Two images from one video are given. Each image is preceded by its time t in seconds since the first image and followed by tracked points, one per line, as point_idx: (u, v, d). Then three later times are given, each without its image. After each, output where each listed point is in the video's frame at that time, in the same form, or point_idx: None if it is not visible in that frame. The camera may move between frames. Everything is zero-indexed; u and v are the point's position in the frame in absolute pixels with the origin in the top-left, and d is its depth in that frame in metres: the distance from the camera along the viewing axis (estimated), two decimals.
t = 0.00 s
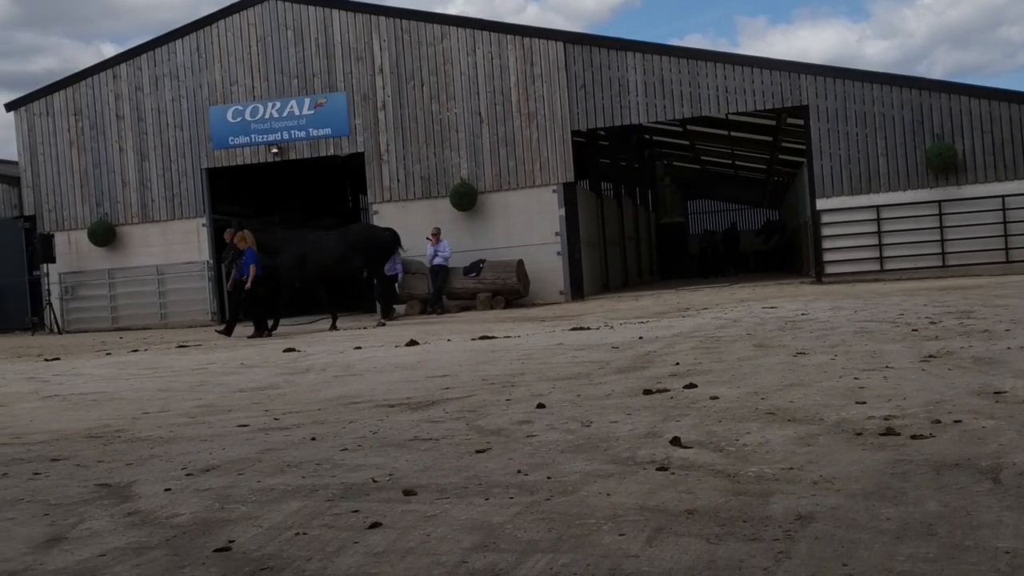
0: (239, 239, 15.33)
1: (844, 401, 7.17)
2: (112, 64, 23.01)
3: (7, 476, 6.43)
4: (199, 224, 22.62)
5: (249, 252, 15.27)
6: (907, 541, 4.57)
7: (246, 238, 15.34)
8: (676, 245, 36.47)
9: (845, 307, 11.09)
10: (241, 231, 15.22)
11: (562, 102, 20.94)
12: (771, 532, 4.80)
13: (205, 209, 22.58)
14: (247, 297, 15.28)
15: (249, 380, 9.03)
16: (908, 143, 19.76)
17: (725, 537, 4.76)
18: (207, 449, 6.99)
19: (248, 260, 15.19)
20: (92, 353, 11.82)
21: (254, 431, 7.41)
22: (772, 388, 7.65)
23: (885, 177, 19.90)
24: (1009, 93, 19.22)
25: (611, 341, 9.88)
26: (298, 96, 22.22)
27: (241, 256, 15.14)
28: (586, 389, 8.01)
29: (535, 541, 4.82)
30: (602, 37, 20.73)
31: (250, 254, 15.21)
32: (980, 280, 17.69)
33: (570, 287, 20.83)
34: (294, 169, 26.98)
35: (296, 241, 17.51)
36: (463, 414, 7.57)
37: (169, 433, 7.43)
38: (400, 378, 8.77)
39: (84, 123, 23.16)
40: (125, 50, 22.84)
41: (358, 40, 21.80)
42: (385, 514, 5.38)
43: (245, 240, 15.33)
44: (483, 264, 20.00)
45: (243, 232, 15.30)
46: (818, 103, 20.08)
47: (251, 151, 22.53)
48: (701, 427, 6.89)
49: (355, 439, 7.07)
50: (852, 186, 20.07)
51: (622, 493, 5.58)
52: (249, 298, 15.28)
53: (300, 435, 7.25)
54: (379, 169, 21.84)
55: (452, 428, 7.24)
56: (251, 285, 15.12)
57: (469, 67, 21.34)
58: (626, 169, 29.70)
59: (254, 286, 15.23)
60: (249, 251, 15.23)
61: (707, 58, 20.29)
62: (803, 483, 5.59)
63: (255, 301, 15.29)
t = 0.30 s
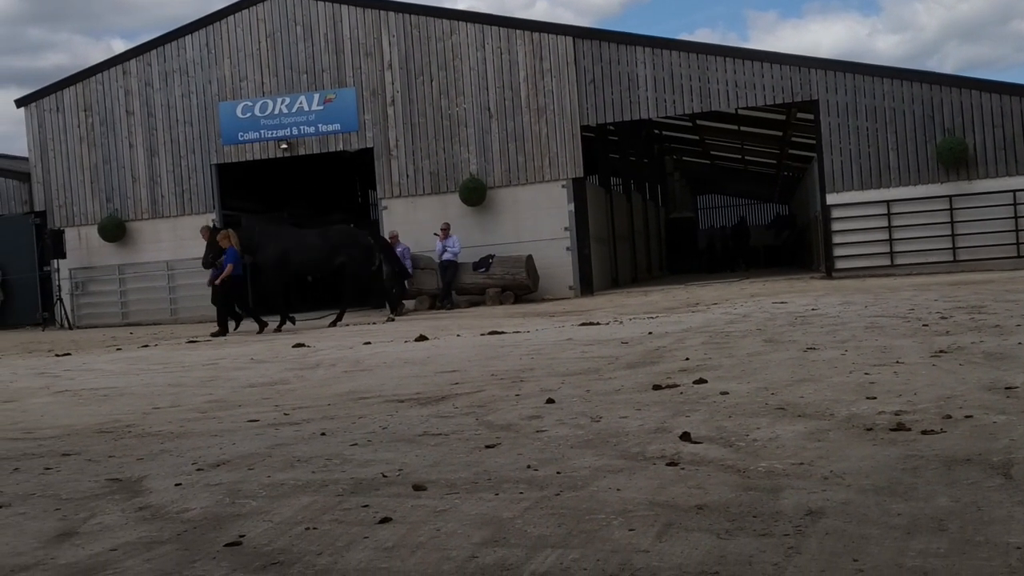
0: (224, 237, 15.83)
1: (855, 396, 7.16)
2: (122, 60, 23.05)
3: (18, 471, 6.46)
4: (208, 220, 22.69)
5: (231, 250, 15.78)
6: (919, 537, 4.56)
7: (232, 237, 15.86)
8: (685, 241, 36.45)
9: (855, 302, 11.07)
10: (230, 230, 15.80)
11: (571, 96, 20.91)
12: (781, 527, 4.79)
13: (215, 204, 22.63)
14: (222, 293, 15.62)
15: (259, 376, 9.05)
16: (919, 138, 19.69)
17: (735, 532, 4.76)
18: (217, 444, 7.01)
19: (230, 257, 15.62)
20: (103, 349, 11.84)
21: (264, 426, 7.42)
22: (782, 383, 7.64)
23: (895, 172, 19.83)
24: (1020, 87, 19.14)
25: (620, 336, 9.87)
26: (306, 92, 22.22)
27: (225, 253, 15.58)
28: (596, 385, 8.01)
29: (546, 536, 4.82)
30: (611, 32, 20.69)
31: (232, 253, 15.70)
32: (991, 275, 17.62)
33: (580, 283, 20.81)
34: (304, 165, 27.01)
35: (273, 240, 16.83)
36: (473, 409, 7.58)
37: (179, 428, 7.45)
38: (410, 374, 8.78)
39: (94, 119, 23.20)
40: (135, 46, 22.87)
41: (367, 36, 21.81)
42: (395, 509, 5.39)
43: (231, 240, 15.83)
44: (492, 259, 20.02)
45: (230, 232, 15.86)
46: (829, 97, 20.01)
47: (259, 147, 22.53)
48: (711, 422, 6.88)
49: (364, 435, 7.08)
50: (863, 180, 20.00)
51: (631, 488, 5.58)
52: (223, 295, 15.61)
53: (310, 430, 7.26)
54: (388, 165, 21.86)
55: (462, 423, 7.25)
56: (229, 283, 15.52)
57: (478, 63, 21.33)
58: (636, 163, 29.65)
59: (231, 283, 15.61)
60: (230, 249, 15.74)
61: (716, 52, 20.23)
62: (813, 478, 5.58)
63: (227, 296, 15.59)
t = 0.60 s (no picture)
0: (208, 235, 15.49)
1: (868, 392, 7.14)
2: (133, 57, 23.09)
3: (32, 468, 6.48)
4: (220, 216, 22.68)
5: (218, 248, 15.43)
6: (933, 533, 4.55)
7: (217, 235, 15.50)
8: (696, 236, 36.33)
9: (868, 298, 11.03)
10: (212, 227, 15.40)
11: (582, 92, 20.87)
12: (794, 523, 4.79)
13: (226, 200, 22.63)
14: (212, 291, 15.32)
15: (271, 372, 9.07)
16: (930, 132, 19.62)
17: (747, 529, 4.75)
18: (230, 441, 7.02)
19: (217, 254, 15.35)
20: (115, 346, 11.85)
21: (276, 423, 7.43)
22: (794, 379, 7.63)
23: (907, 166, 19.77)
24: None
25: (632, 333, 9.86)
26: (317, 89, 22.22)
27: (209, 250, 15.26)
28: (608, 381, 8.01)
29: (558, 532, 4.82)
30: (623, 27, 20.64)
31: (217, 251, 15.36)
32: (1004, 270, 17.56)
33: (591, 279, 20.81)
34: (314, 161, 26.99)
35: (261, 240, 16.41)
36: (484, 406, 7.58)
37: (192, 425, 7.46)
38: (421, 370, 8.78)
39: (105, 116, 23.24)
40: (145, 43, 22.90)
41: (378, 32, 21.80)
42: (408, 505, 5.39)
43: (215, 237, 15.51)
44: (503, 256, 19.95)
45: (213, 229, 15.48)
46: (841, 92, 19.95)
47: (270, 143, 22.53)
48: (723, 418, 6.88)
49: (376, 431, 7.09)
50: (874, 176, 19.96)
51: (644, 484, 5.57)
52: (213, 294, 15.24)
53: (322, 426, 7.27)
54: (399, 161, 21.85)
55: (473, 420, 7.25)
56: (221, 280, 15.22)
57: (489, 58, 21.30)
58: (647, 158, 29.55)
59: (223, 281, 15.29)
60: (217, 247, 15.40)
61: (728, 48, 20.17)
62: (826, 475, 5.57)
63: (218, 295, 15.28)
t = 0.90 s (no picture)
0: (192, 228, 14.95)
1: (877, 381, 7.15)
2: (141, 49, 23.10)
3: (43, 458, 6.50)
4: (229, 206, 22.64)
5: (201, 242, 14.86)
6: (941, 523, 4.55)
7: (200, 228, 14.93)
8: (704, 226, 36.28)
9: (877, 287, 11.03)
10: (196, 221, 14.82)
11: (591, 82, 20.88)
12: (804, 513, 4.80)
13: (235, 190, 22.61)
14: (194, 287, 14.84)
15: (281, 363, 9.09)
16: (939, 122, 19.60)
17: (756, 518, 4.76)
18: (240, 431, 7.03)
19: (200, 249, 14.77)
20: (124, 337, 11.88)
21: (286, 413, 7.45)
22: (803, 369, 7.63)
23: (915, 157, 19.75)
24: None
25: (641, 323, 9.86)
26: (326, 79, 22.21)
27: (193, 245, 14.68)
28: (617, 371, 8.02)
29: (567, 522, 4.83)
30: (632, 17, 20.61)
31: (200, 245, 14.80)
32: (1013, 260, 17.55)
33: (600, 269, 20.81)
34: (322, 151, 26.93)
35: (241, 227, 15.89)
36: (493, 396, 7.59)
37: (201, 415, 7.48)
38: (431, 360, 8.79)
39: (114, 107, 23.28)
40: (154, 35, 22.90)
41: (386, 22, 21.80)
42: (417, 495, 5.40)
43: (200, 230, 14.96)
44: (514, 245, 20.03)
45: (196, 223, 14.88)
46: (850, 82, 19.93)
47: (280, 134, 22.53)
48: (733, 408, 6.88)
49: (385, 421, 7.10)
50: (882, 166, 19.95)
51: (654, 474, 5.58)
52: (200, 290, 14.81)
53: (331, 417, 7.28)
54: (408, 152, 21.86)
55: (483, 410, 7.25)
56: (206, 276, 14.67)
57: (498, 48, 21.29)
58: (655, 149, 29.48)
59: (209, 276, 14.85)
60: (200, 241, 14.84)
61: (738, 37, 20.14)
62: (836, 464, 5.58)
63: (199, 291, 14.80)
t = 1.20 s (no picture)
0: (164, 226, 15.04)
1: (880, 376, 7.13)
2: (143, 46, 23.13)
3: (45, 453, 6.51)
4: (229, 203, 22.69)
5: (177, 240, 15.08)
6: (945, 517, 4.53)
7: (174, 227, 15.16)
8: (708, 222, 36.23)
9: (879, 282, 11.00)
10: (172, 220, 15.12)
11: (592, 77, 20.85)
12: (806, 508, 4.78)
13: (237, 187, 22.67)
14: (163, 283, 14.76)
15: (283, 358, 9.09)
16: (944, 116, 19.54)
17: (759, 513, 4.74)
18: (242, 426, 7.03)
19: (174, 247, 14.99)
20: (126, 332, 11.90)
21: (289, 409, 7.45)
22: (805, 363, 7.61)
23: (919, 152, 19.68)
24: None
25: (643, 318, 9.85)
26: (327, 75, 22.26)
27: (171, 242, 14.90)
28: (619, 366, 8.00)
29: (569, 517, 4.83)
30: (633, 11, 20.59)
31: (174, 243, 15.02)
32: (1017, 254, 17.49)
33: (601, 265, 20.81)
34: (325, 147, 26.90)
35: (206, 226, 15.87)
36: (495, 391, 7.58)
37: (203, 411, 7.49)
38: (432, 356, 8.79)
39: (116, 104, 23.31)
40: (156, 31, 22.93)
41: (388, 18, 21.80)
42: (419, 490, 5.40)
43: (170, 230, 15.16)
44: (514, 241, 19.99)
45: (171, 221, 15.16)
46: (853, 76, 19.87)
47: (281, 130, 22.56)
48: (735, 403, 6.86)
49: (388, 416, 7.10)
50: (884, 161, 19.88)
51: (655, 469, 5.57)
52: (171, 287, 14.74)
53: (334, 412, 7.28)
54: (409, 147, 21.86)
55: (484, 405, 7.25)
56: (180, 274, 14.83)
57: (499, 44, 21.27)
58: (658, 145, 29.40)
59: (179, 275, 14.85)
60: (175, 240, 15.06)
61: (738, 32, 20.10)
62: (838, 459, 5.55)
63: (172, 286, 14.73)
